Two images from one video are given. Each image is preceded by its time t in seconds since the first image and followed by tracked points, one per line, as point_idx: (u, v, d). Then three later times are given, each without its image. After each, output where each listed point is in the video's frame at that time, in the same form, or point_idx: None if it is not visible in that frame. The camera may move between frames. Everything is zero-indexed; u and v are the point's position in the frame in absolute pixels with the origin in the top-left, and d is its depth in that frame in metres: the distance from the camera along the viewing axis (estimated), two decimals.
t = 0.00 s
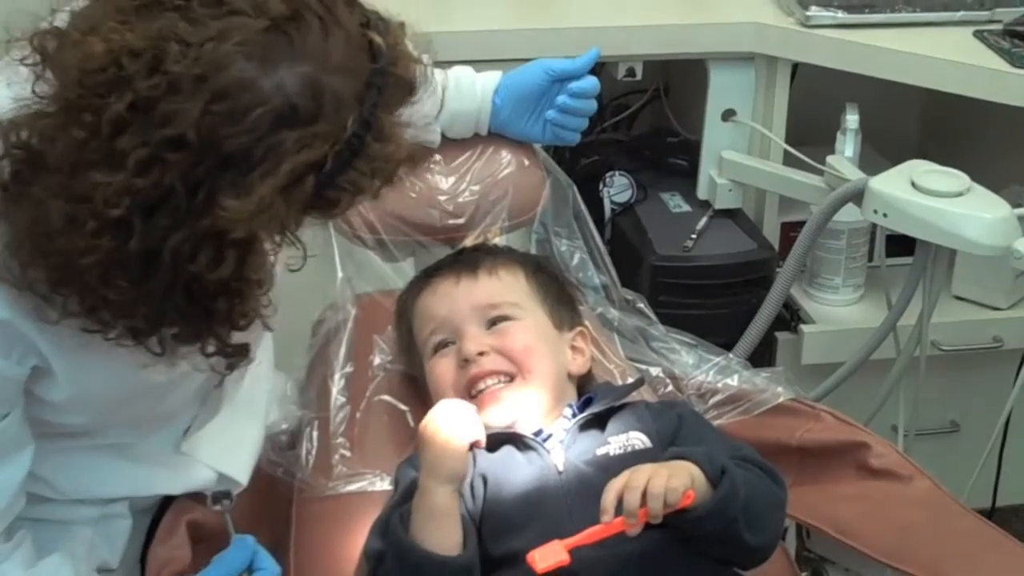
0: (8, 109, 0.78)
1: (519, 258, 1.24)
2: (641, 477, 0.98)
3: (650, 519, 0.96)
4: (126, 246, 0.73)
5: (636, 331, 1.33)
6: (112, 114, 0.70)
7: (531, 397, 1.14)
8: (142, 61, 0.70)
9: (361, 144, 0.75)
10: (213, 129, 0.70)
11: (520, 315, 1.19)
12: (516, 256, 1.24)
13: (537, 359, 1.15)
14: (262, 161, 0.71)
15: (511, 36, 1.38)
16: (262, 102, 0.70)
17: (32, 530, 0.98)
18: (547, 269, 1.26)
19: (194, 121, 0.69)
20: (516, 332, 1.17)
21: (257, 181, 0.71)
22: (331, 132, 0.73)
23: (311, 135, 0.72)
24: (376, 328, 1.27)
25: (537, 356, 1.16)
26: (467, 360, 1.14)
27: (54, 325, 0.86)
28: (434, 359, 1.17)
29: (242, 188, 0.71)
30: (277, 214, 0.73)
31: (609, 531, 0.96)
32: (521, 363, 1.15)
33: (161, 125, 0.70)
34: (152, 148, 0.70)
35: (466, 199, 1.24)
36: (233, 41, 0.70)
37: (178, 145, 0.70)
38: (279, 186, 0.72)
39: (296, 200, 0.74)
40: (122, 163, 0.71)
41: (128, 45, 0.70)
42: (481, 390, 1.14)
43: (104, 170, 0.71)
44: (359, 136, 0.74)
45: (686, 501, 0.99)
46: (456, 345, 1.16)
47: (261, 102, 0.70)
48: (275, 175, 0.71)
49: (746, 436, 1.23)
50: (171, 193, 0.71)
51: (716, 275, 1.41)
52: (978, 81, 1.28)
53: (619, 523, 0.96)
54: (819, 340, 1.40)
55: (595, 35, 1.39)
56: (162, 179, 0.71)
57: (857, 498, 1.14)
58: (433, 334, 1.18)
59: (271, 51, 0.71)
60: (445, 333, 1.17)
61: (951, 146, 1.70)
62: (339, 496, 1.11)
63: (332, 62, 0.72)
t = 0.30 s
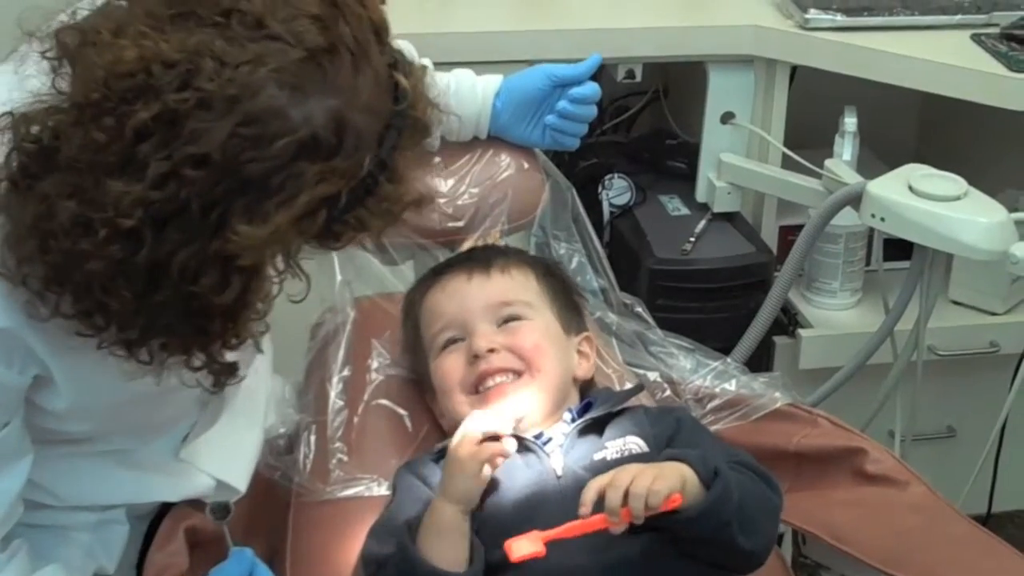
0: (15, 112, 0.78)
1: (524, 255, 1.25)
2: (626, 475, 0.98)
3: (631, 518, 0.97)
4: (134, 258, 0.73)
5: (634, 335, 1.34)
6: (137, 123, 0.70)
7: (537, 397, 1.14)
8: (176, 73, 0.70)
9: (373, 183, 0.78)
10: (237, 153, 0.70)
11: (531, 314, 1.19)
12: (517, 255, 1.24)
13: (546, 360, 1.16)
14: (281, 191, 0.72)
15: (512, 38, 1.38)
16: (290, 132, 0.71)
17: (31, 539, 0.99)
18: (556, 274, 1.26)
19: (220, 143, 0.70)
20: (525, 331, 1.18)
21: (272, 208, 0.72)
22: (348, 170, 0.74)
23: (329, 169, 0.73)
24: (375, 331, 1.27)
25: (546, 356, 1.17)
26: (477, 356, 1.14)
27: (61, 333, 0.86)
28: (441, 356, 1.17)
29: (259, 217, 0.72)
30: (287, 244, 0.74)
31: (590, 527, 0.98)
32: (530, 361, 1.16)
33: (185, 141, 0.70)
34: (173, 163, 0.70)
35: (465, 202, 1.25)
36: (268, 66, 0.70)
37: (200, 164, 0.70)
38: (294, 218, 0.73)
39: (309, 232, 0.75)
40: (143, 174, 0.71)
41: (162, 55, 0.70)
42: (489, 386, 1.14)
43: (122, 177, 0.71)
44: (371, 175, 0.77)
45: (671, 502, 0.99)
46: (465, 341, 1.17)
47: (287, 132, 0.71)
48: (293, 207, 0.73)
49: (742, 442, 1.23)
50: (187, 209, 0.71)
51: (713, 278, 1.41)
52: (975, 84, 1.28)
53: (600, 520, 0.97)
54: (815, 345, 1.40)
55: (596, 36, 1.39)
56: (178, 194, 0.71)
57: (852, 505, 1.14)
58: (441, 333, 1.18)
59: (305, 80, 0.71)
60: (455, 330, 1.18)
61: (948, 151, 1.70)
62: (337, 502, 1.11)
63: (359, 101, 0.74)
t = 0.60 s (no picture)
0: (19, 114, 0.78)
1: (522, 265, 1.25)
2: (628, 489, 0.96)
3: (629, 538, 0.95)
4: (137, 262, 0.74)
5: (634, 339, 1.34)
6: (142, 127, 0.70)
7: (536, 401, 1.14)
8: (183, 78, 0.70)
9: (374, 192, 0.78)
10: (241, 159, 0.70)
11: (528, 319, 1.19)
12: (518, 262, 1.25)
13: (544, 363, 1.16)
14: (283, 198, 0.73)
15: (512, 44, 1.39)
16: (294, 140, 0.71)
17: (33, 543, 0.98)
18: (552, 276, 1.26)
19: (225, 148, 0.70)
20: (524, 335, 1.17)
21: (271, 212, 0.73)
22: (350, 178, 0.75)
23: (332, 177, 0.74)
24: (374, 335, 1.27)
25: (544, 360, 1.16)
26: (474, 361, 1.14)
27: (65, 335, 0.86)
28: (440, 362, 1.17)
29: (261, 223, 0.73)
30: (289, 247, 0.75)
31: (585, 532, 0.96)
32: (528, 366, 1.15)
33: (191, 146, 0.70)
34: (178, 168, 0.70)
35: (465, 207, 1.25)
36: (276, 73, 0.70)
37: (204, 168, 0.70)
38: (296, 225, 0.73)
39: (310, 237, 0.75)
40: (147, 179, 0.71)
41: (170, 60, 0.70)
42: (486, 392, 1.14)
43: (126, 182, 0.71)
44: (373, 184, 0.78)
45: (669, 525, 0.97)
46: (463, 347, 1.17)
47: (292, 139, 0.71)
48: (294, 213, 0.73)
49: (742, 446, 1.23)
50: (191, 213, 0.72)
51: (713, 282, 1.41)
52: (974, 90, 1.28)
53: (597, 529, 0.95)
54: (814, 350, 1.40)
55: (595, 43, 1.39)
56: (181, 199, 0.71)
57: (852, 509, 1.14)
58: (439, 339, 1.18)
59: (311, 87, 0.71)
60: (451, 337, 1.18)
61: (947, 156, 1.71)
62: (338, 506, 1.12)
63: (364, 108, 0.74)
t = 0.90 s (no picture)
0: (16, 115, 0.79)
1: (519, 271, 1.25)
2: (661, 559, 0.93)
3: None
4: (133, 263, 0.74)
5: (635, 344, 1.34)
6: (137, 127, 0.70)
7: (530, 406, 1.15)
8: (177, 79, 0.70)
9: (371, 191, 0.78)
10: (235, 159, 0.71)
11: (515, 326, 1.19)
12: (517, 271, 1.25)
13: (535, 369, 1.16)
14: (278, 196, 0.72)
15: (511, 49, 1.39)
16: (288, 139, 0.71)
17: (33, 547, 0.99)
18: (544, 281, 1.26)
19: (219, 148, 0.70)
20: (514, 343, 1.17)
21: (264, 209, 0.72)
22: (348, 176, 0.75)
23: (328, 176, 0.74)
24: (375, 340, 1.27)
25: (535, 366, 1.16)
26: (465, 372, 1.14)
27: (63, 338, 0.86)
28: (432, 374, 1.17)
29: (257, 222, 0.73)
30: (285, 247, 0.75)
31: None
32: (519, 373, 1.15)
33: (185, 146, 0.70)
34: (172, 168, 0.70)
35: (465, 212, 1.25)
36: (269, 73, 0.70)
37: (198, 169, 0.70)
38: (291, 225, 0.74)
39: (305, 236, 0.76)
40: (142, 179, 0.71)
41: (164, 60, 0.70)
42: (480, 402, 1.14)
43: (122, 182, 0.72)
44: (370, 181, 0.77)
45: None
46: (454, 358, 1.16)
47: (286, 139, 0.71)
48: (289, 212, 0.73)
49: (743, 450, 1.23)
50: (186, 213, 0.72)
51: (715, 287, 1.41)
52: (976, 95, 1.28)
53: None
54: (816, 355, 1.40)
55: (594, 49, 1.40)
56: (177, 199, 0.71)
57: (853, 513, 1.14)
58: (430, 351, 1.18)
59: (305, 87, 0.72)
60: (442, 348, 1.18)
61: (949, 161, 1.71)
62: (340, 511, 1.11)
63: (359, 108, 0.74)
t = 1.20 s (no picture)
0: (18, 120, 0.79)
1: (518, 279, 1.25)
2: None
3: None
4: (137, 268, 0.74)
5: (636, 350, 1.34)
6: (140, 132, 0.70)
7: (526, 409, 1.15)
8: (181, 83, 0.70)
9: (375, 196, 0.78)
10: (240, 164, 0.71)
11: (514, 330, 1.20)
12: (517, 283, 1.25)
13: (532, 372, 1.16)
14: (280, 203, 0.73)
15: (512, 56, 1.39)
16: (292, 145, 0.72)
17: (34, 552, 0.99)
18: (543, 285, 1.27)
19: (222, 154, 0.70)
20: (513, 347, 1.17)
21: (271, 220, 0.73)
22: (350, 181, 0.76)
23: (331, 181, 0.75)
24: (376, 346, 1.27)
25: (533, 370, 1.16)
26: (462, 375, 1.14)
27: (65, 343, 0.86)
28: (431, 379, 1.17)
29: (259, 226, 0.73)
30: (287, 254, 0.75)
31: None
32: (517, 377, 1.15)
33: (188, 152, 0.71)
34: (176, 173, 0.71)
35: (466, 218, 1.25)
36: (272, 78, 0.71)
37: (201, 173, 0.71)
38: (295, 230, 0.74)
39: (308, 242, 0.76)
40: (145, 185, 0.71)
41: (168, 65, 0.71)
42: (478, 405, 1.13)
43: (125, 187, 0.72)
44: (373, 188, 0.78)
45: None
46: (452, 361, 1.17)
47: (290, 144, 0.72)
48: (292, 219, 0.74)
49: (744, 456, 1.23)
50: (191, 218, 0.72)
51: (716, 293, 1.42)
52: (977, 102, 1.28)
53: None
54: (816, 360, 1.40)
55: (594, 55, 1.40)
56: (181, 204, 0.71)
57: (854, 520, 1.14)
58: (430, 355, 1.19)
59: (308, 91, 0.72)
60: (442, 351, 1.18)
61: (948, 167, 1.71)
62: (340, 516, 1.11)
63: (363, 113, 0.75)
